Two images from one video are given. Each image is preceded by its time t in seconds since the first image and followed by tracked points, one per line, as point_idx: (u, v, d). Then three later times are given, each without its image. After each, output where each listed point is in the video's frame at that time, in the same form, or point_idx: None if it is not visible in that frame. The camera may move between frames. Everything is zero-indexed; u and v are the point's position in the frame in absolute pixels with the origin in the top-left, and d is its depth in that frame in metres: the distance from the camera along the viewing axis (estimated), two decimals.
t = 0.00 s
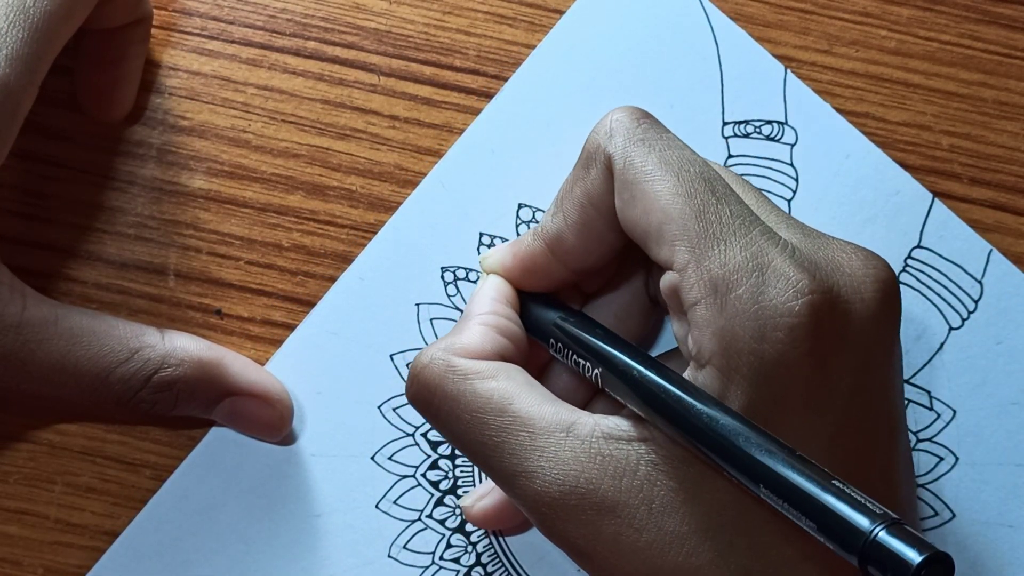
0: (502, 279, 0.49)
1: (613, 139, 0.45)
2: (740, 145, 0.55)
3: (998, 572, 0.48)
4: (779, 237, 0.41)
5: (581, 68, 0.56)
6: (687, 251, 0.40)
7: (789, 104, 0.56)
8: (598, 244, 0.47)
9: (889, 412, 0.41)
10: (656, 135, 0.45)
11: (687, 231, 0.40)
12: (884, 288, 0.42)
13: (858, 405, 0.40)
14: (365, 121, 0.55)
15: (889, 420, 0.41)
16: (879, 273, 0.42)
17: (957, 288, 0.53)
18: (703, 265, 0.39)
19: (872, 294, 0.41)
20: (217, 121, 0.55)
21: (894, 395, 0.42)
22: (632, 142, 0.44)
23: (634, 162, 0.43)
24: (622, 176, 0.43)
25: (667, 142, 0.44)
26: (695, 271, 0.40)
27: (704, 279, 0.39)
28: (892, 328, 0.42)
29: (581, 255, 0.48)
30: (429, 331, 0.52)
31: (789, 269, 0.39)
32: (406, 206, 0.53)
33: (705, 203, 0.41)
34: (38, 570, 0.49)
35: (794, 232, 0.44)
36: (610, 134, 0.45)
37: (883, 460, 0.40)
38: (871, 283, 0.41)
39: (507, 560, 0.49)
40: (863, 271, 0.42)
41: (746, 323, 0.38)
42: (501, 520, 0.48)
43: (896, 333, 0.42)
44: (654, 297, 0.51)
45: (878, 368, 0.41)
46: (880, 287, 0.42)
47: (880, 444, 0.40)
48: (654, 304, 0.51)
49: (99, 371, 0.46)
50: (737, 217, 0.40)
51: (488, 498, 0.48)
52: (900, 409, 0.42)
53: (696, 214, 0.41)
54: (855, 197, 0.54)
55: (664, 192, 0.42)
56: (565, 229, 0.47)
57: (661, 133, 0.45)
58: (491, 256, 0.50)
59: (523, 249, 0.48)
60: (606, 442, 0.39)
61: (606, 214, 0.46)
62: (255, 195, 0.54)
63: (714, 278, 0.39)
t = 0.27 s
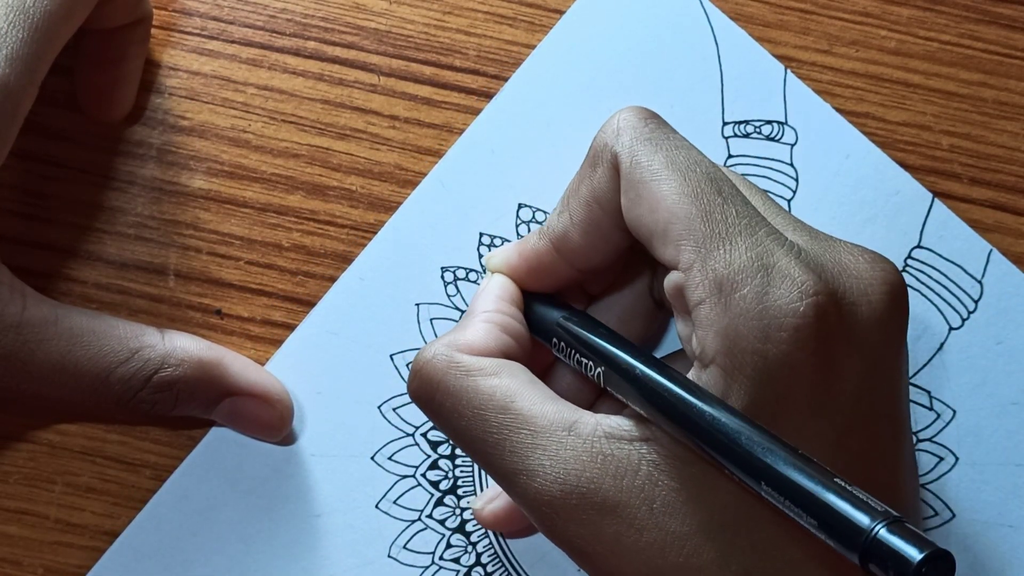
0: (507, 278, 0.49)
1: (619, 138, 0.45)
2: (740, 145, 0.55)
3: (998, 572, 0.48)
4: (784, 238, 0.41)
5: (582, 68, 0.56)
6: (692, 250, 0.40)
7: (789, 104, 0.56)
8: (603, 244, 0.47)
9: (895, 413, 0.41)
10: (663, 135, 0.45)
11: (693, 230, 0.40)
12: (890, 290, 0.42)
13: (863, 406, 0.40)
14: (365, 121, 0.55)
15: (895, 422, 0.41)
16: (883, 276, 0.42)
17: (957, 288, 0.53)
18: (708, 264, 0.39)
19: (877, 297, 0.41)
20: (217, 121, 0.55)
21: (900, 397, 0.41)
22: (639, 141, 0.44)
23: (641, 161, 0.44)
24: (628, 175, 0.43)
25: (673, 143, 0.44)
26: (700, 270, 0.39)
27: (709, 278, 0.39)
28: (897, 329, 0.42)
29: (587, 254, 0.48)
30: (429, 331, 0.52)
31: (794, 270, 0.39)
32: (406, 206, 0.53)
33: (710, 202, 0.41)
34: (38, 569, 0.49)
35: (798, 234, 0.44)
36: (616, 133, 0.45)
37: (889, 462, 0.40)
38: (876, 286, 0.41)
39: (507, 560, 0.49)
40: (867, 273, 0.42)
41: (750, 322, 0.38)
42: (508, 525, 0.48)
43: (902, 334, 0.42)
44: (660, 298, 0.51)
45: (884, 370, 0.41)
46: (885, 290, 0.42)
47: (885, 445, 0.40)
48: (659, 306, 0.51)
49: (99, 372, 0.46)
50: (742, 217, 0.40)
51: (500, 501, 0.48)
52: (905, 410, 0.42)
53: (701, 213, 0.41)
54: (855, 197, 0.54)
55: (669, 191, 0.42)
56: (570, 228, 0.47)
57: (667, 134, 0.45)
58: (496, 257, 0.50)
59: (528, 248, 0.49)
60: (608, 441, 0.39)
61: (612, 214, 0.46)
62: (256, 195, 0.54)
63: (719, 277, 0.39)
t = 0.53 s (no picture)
0: (514, 281, 0.49)
1: (627, 139, 0.45)
2: (740, 145, 0.55)
3: (998, 572, 0.48)
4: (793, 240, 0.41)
5: (581, 69, 0.56)
6: (703, 252, 0.40)
7: (789, 104, 0.56)
8: (608, 245, 0.47)
9: (898, 412, 0.41)
10: (671, 137, 0.45)
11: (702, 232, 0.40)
12: (897, 293, 0.42)
13: (865, 407, 0.40)
14: (365, 121, 0.55)
15: (897, 423, 0.41)
16: (890, 279, 0.42)
17: (957, 289, 0.53)
18: (719, 266, 0.39)
19: (884, 299, 0.41)
20: (217, 121, 0.55)
21: (903, 398, 0.42)
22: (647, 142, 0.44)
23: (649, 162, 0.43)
24: (636, 176, 0.43)
25: (682, 144, 0.44)
26: (710, 271, 0.39)
27: (720, 280, 0.39)
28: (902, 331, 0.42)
29: (593, 255, 0.48)
30: (429, 331, 0.52)
31: (804, 271, 0.39)
32: (406, 206, 0.53)
33: (720, 204, 0.41)
34: (38, 570, 0.49)
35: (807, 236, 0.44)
36: (624, 133, 0.45)
37: (889, 462, 0.41)
38: (883, 289, 0.41)
39: (507, 560, 0.49)
40: (874, 276, 0.42)
41: (761, 324, 0.38)
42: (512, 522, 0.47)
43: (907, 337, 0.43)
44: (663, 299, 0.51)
45: (887, 371, 0.41)
46: (892, 292, 0.42)
47: (887, 446, 0.40)
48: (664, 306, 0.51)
49: (99, 372, 0.46)
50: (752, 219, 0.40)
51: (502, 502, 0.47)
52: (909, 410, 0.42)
53: (711, 215, 0.41)
54: (855, 197, 0.54)
55: (679, 193, 0.42)
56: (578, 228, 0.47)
57: (676, 135, 0.45)
58: (502, 258, 0.50)
59: (534, 249, 0.49)
60: (616, 443, 0.39)
61: (619, 215, 0.46)
62: (255, 195, 0.54)
63: (731, 279, 0.39)
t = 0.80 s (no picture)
0: (480, 303, 0.48)
1: (591, 161, 0.44)
2: (740, 145, 0.55)
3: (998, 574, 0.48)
4: (761, 256, 0.41)
5: (581, 69, 0.56)
6: (670, 270, 0.40)
7: (790, 104, 0.56)
8: (574, 265, 0.47)
9: (872, 421, 0.41)
10: (635, 155, 0.44)
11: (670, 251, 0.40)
12: (867, 303, 0.42)
13: (846, 418, 0.40)
14: (365, 121, 0.55)
15: (878, 433, 0.41)
16: (860, 290, 0.42)
17: (957, 289, 0.53)
18: (687, 283, 0.39)
19: (854, 309, 0.41)
20: (217, 121, 0.55)
21: (882, 407, 0.42)
22: (611, 161, 0.44)
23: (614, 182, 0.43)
24: (602, 196, 0.43)
25: (646, 162, 0.44)
26: (679, 289, 0.39)
27: (689, 298, 0.39)
28: (873, 340, 0.42)
29: (558, 275, 0.47)
30: (429, 331, 0.52)
31: (773, 287, 0.39)
32: (407, 206, 0.53)
33: (686, 222, 0.41)
34: (38, 570, 0.49)
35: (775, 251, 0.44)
36: (588, 154, 0.44)
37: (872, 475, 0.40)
38: (853, 298, 0.41)
39: (506, 560, 0.49)
40: (843, 286, 0.42)
41: (731, 341, 0.38)
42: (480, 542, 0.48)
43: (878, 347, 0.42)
44: (632, 313, 0.51)
45: (866, 380, 0.41)
46: (862, 300, 0.42)
47: (868, 457, 0.40)
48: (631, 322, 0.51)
49: (99, 371, 0.46)
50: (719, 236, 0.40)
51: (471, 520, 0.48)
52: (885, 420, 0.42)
53: (678, 233, 0.40)
54: (856, 198, 0.54)
55: (645, 212, 0.41)
56: (543, 249, 0.46)
57: (639, 153, 0.44)
58: (468, 279, 0.50)
59: (501, 269, 0.48)
60: (593, 465, 0.39)
61: (584, 235, 0.46)
62: (256, 195, 0.54)
63: (699, 296, 0.39)
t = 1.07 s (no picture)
0: (483, 311, 0.49)
1: (585, 170, 0.44)
2: (740, 145, 0.55)
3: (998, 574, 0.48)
4: (756, 258, 0.40)
5: (581, 69, 0.56)
6: (665, 277, 0.39)
7: (790, 104, 0.56)
8: (574, 274, 0.47)
9: (869, 426, 0.41)
10: (629, 162, 0.44)
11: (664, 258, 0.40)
12: (864, 305, 0.41)
13: (843, 423, 0.40)
14: (365, 121, 0.55)
15: (873, 437, 0.41)
16: (856, 289, 0.42)
17: (957, 290, 0.53)
18: (681, 291, 0.39)
19: (850, 309, 0.41)
20: (217, 121, 0.55)
21: (879, 411, 0.41)
22: (605, 169, 0.44)
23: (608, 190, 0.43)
24: (596, 205, 0.43)
25: (640, 169, 0.44)
26: (674, 297, 0.39)
27: (683, 305, 0.39)
28: (871, 343, 0.42)
29: (559, 285, 0.47)
30: (429, 331, 0.52)
31: (767, 289, 0.39)
32: (407, 206, 0.53)
33: (679, 228, 0.40)
34: (38, 570, 0.49)
35: (772, 252, 0.43)
36: (582, 162, 0.44)
37: (866, 479, 0.40)
38: (848, 299, 0.41)
39: (507, 560, 0.49)
40: (839, 287, 0.41)
41: (726, 347, 0.38)
42: (480, 540, 0.48)
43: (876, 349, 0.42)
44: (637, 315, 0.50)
45: (862, 384, 0.41)
46: (858, 301, 0.41)
47: (863, 461, 0.40)
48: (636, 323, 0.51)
49: (99, 371, 0.46)
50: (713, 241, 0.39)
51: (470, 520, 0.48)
52: (883, 425, 0.42)
53: (671, 239, 0.40)
54: (855, 198, 0.54)
55: (639, 219, 0.41)
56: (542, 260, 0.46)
57: (633, 160, 0.44)
58: (473, 287, 0.50)
59: (501, 281, 0.48)
60: (590, 469, 0.39)
61: (581, 243, 0.46)
62: (256, 195, 0.54)
63: (693, 303, 0.39)
